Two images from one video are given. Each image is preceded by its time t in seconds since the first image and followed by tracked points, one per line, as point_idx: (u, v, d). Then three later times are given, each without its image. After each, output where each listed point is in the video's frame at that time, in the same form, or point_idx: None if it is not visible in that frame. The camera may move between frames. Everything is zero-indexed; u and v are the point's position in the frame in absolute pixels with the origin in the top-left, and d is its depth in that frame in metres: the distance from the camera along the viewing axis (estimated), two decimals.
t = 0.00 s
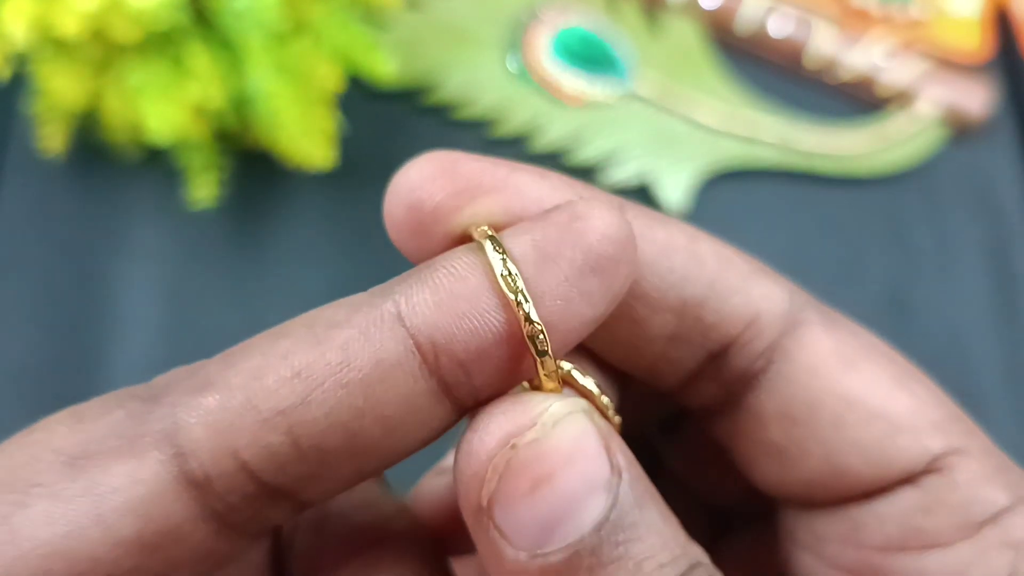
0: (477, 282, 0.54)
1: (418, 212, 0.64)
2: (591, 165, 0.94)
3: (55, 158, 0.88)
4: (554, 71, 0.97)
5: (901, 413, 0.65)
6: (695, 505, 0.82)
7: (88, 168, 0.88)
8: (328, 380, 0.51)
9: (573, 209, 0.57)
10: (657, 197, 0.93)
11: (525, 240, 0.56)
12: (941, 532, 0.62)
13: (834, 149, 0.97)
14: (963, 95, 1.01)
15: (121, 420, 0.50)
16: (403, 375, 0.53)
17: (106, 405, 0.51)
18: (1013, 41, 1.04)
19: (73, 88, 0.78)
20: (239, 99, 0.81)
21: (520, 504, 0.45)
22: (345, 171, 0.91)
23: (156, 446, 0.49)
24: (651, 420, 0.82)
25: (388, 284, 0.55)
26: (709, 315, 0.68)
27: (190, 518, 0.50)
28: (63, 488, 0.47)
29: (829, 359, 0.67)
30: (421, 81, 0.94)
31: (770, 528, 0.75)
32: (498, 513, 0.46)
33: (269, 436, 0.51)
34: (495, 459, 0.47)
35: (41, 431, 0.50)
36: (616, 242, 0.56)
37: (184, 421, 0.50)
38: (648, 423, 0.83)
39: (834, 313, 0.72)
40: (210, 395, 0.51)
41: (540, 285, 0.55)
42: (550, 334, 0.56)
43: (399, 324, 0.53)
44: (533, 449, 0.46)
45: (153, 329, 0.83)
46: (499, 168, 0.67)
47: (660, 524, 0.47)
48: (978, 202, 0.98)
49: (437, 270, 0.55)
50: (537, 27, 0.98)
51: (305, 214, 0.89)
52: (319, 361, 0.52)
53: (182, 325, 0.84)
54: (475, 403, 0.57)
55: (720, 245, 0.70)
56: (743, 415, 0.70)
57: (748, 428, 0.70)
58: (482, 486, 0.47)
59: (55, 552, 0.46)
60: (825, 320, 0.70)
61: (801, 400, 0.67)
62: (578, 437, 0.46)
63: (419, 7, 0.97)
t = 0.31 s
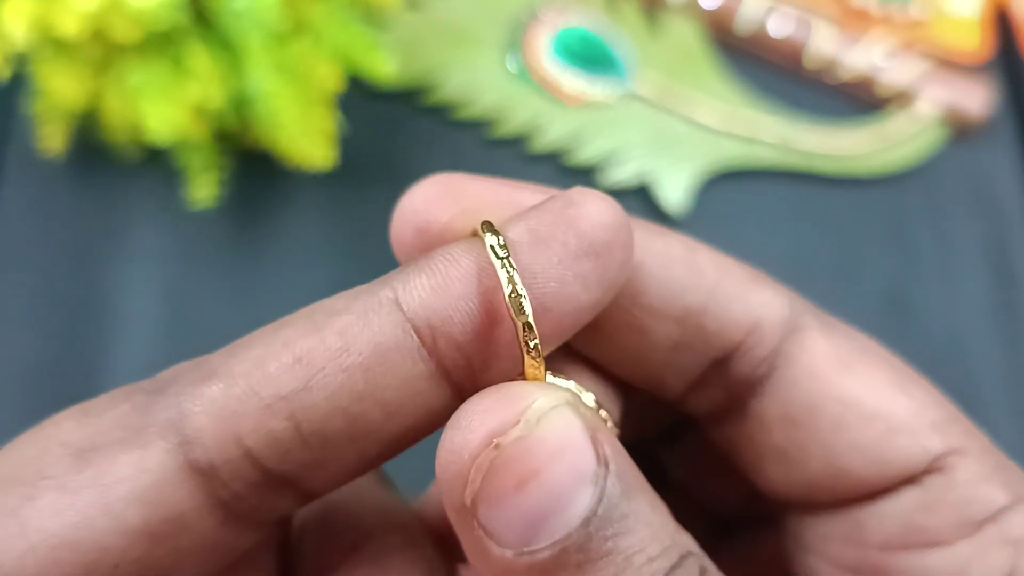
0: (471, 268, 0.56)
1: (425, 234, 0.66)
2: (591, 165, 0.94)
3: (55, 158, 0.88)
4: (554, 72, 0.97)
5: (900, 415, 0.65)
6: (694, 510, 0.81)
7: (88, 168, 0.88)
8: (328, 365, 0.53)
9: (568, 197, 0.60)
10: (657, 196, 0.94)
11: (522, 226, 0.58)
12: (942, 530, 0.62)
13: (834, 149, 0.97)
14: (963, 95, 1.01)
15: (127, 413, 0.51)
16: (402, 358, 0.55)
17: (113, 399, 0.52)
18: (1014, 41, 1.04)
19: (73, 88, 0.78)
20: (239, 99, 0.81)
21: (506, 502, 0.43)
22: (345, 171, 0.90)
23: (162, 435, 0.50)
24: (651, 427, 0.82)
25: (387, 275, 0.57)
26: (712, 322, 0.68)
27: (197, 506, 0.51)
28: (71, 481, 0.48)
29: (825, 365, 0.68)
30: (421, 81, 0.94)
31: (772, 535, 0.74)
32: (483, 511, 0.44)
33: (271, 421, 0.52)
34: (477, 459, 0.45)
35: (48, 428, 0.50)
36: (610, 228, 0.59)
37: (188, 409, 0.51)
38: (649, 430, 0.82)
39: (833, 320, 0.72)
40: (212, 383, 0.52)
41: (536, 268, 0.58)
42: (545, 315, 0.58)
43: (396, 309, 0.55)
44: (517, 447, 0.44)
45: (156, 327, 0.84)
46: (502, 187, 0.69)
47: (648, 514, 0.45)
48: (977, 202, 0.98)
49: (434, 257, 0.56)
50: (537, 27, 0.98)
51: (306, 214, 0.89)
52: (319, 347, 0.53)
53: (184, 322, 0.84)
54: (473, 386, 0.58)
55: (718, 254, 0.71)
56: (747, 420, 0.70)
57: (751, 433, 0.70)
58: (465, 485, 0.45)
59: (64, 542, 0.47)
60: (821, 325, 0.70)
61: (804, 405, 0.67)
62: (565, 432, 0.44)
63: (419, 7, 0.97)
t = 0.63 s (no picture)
0: (468, 263, 0.56)
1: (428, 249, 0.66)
2: (591, 165, 0.94)
3: (55, 158, 0.88)
4: (555, 72, 0.97)
5: (897, 417, 0.65)
6: (694, 515, 0.81)
7: (88, 168, 0.88)
8: (328, 360, 0.53)
9: (562, 193, 0.60)
10: (657, 196, 0.94)
11: (516, 222, 0.59)
12: (938, 530, 0.62)
13: (834, 149, 0.97)
14: (963, 95, 1.01)
15: (127, 410, 0.51)
16: (400, 352, 0.55)
17: (115, 396, 0.52)
18: (1014, 42, 1.04)
19: (73, 88, 0.78)
20: (239, 99, 0.81)
21: (487, 492, 0.43)
22: (344, 171, 0.90)
23: (162, 432, 0.50)
24: (654, 436, 0.81)
25: (384, 272, 0.57)
26: (712, 330, 0.68)
27: (197, 501, 0.51)
28: (73, 477, 0.48)
29: (824, 370, 0.68)
30: (420, 81, 0.94)
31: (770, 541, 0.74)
32: (466, 500, 0.43)
33: (270, 416, 0.52)
34: (458, 449, 0.43)
35: (50, 425, 0.50)
36: (602, 222, 0.59)
37: (188, 406, 0.51)
38: (651, 439, 0.81)
39: (831, 325, 0.72)
40: (212, 379, 0.52)
41: (530, 264, 0.58)
42: (540, 308, 0.59)
43: (394, 304, 0.55)
44: (498, 437, 0.43)
45: (155, 326, 0.84)
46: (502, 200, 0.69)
47: (635, 499, 0.45)
48: (976, 202, 0.98)
49: (431, 254, 0.57)
50: (537, 27, 0.98)
51: (305, 214, 0.89)
52: (319, 343, 0.53)
53: (183, 321, 0.84)
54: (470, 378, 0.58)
55: (718, 265, 0.70)
56: (745, 423, 0.70)
57: (749, 436, 0.70)
58: (444, 475, 0.44)
59: (65, 538, 0.47)
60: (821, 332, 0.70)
61: (801, 408, 0.67)
62: (548, 419, 0.44)
63: (419, 7, 0.97)
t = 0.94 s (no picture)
0: (468, 264, 0.56)
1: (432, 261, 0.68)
2: (591, 165, 0.94)
3: (55, 158, 0.88)
4: (554, 72, 0.97)
5: (897, 421, 0.65)
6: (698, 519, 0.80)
7: (88, 168, 0.88)
8: (331, 359, 0.53)
9: (561, 196, 0.60)
10: (657, 196, 0.94)
11: (516, 225, 0.59)
12: (937, 533, 0.62)
13: (835, 149, 0.97)
14: (963, 95, 1.01)
15: (130, 410, 0.51)
16: (402, 351, 0.55)
17: (117, 396, 0.52)
18: (1014, 42, 1.04)
19: (73, 88, 0.78)
20: (238, 99, 0.81)
21: (482, 488, 0.43)
22: (344, 171, 0.90)
23: (165, 431, 0.50)
24: (661, 444, 0.81)
25: (385, 274, 0.57)
26: (715, 339, 0.68)
27: (200, 500, 0.51)
28: (76, 476, 0.48)
29: (825, 376, 0.68)
30: (421, 81, 0.94)
31: (767, 547, 0.74)
32: (461, 496, 0.43)
33: (274, 415, 0.52)
34: (452, 447, 0.43)
35: (52, 425, 0.50)
36: (601, 223, 0.59)
37: (192, 405, 0.51)
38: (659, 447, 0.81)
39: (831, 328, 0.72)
40: (216, 378, 0.52)
41: (530, 266, 0.58)
42: (540, 310, 0.58)
43: (397, 304, 0.55)
44: (493, 436, 0.43)
45: (156, 326, 0.84)
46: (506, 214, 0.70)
47: (631, 493, 0.46)
48: (976, 203, 0.98)
49: (432, 255, 0.57)
50: (537, 27, 0.98)
51: (305, 213, 0.89)
52: (322, 342, 0.53)
53: (182, 322, 0.84)
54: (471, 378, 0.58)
55: (721, 272, 0.70)
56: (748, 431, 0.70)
57: (752, 444, 0.70)
58: (439, 471, 0.44)
59: (69, 537, 0.47)
60: (820, 335, 0.70)
61: (802, 413, 0.67)
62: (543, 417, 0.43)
63: (419, 7, 0.97)
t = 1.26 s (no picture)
0: (471, 261, 0.58)
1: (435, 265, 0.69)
2: (591, 164, 0.95)
3: (56, 159, 0.89)
4: (554, 74, 0.98)
5: (898, 423, 0.66)
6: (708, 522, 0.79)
7: (90, 168, 0.89)
8: (336, 354, 0.54)
9: (561, 195, 0.61)
10: (654, 196, 0.94)
11: (517, 223, 0.60)
12: (936, 533, 0.62)
13: (833, 149, 0.98)
14: (961, 96, 1.02)
15: (137, 406, 0.52)
16: (407, 346, 0.56)
17: (123, 394, 0.52)
18: (1011, 43, 1.05)
19: (73, 89, 0.79)
20: (239, 99, 0.82)
21: (481, 479, 0.44)
22: (344, 171, 0.91)
23: (173, 426, 0.51)
24: (665, 446, 0.81)
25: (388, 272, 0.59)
26: (715, 340, 0.69)
27: (206, 495, 0.52)
28: (84, 471, 0.49)
29: (824, 378, 0.68)
30: (422, 81, 0.95)
31: (765, 546, 0.74)
32: (461, 486, 0.44)
33: (280, 409, 0.53)
34: (452, 438, 0.44)
35: (59, 422, 0.51)
36: (600, 221, 0.60)
37: (198, 401, 0.52)
38: (664, 450, 0.82)
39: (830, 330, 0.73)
40: (223, 373, 0.53)
41: (532, 264, 0.59)
42: (541, 308, 0.59)
43: (401, 300, 0.56)
44: (492, 427, 0.44)
45: (160, 325, 0.84)
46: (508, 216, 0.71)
47: (629, 482, 0.46)
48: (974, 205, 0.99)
49: (435, 253, 0.58)
50: (537, 27, 0.99)
51: (305, 213, 0.89)
52: (327, 338, 0.54)
53: (186, 322, 0.85)
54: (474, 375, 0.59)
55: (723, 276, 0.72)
56: (750, 432, 0.71)
57: (755, 446, 0.71)
58: (439, 463, 0.45)
59: (76, 532, 0.48)
60: (823, 339, 0.71)
61: (801, 415, 0.68)
62: (541, 409, 0.44)
63: (420, 8, 0.98)
